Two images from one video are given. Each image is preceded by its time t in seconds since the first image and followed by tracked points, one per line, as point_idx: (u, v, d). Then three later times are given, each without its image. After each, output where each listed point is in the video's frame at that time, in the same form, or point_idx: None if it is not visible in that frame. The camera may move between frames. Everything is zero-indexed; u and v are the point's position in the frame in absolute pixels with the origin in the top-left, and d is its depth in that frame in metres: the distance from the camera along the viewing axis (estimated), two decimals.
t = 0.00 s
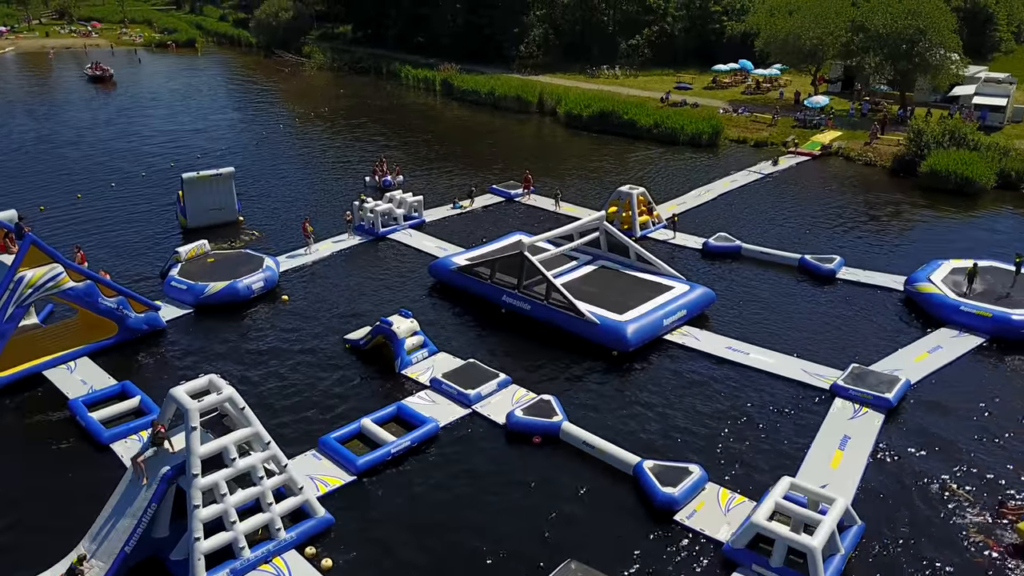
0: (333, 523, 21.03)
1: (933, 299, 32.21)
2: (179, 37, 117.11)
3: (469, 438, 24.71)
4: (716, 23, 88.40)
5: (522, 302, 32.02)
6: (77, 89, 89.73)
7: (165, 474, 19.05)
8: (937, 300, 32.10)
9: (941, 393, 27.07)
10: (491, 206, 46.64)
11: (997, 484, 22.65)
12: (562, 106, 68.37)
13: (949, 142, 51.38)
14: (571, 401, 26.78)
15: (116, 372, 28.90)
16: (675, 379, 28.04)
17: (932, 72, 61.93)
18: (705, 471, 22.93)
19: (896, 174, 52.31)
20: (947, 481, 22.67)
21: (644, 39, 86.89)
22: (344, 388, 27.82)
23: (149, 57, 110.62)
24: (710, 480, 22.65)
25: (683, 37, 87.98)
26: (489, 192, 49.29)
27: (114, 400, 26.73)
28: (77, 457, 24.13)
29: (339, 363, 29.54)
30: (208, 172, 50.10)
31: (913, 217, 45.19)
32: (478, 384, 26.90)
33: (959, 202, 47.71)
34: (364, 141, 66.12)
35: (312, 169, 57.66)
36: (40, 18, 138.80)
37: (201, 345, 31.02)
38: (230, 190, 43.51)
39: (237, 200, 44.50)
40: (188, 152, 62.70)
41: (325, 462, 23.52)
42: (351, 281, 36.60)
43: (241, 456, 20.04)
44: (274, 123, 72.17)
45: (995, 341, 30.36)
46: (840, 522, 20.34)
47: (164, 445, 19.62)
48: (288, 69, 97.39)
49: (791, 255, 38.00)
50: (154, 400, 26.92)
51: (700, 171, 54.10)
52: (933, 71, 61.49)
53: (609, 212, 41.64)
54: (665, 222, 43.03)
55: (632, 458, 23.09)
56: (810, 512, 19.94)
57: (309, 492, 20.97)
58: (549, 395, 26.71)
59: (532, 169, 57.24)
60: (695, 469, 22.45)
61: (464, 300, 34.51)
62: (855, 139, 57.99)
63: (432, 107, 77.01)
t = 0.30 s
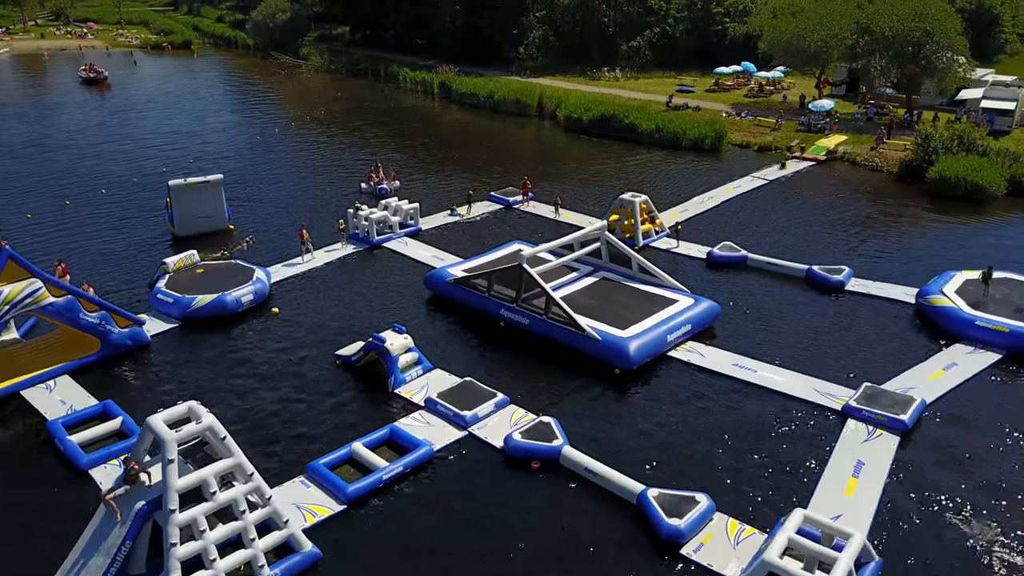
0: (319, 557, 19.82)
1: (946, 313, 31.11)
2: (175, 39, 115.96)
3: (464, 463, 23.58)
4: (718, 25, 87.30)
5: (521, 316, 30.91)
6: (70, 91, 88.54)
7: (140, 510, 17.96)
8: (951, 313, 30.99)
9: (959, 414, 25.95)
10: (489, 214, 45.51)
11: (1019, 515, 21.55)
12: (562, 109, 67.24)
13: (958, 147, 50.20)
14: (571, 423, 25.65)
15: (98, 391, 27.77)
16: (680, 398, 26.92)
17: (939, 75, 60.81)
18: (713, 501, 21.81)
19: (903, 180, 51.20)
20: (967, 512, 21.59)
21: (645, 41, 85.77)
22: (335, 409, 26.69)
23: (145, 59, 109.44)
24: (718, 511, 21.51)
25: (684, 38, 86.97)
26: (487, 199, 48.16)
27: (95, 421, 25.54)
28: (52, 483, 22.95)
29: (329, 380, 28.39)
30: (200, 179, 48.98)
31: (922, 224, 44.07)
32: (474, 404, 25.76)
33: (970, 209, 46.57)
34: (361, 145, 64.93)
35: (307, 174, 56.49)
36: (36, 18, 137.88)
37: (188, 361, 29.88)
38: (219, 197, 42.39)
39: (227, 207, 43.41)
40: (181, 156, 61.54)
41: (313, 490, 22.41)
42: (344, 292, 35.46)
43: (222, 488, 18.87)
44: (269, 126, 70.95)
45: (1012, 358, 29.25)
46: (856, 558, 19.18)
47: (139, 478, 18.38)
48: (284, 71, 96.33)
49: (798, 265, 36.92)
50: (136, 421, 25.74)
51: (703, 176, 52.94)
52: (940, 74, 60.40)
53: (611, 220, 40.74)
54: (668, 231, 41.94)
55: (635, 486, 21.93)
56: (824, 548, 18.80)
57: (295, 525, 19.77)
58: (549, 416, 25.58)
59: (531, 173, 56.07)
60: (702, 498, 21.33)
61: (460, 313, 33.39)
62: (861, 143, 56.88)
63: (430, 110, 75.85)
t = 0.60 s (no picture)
0: None
1: (962, 328, 29.98)
2: (171, 40, 114.83)
3: (459, 491, 22.39)
4: (720, 27, 86.30)
5: (520, 331, 29.75)
6: (63, 93, 87.28)
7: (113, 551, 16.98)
8: (967, 329, 29.86)
9: (978, 437, 24.78)
10: (487, 221, 44.37)
11: None
12: (562, 112, 66.12)
13: (968, 152, 49.08)
14: (572, 446, 24.47)
15: (78, 412, 26.58)
16: (686, 419, 25.77)
17: (946, 77, 59.71)
18: (722, 533, 20.65)
19: (911, 186, 50.07)
20: (990, 546, 20.45)
21: (646, 43, 84.62)
22: (325, 431, 25.51)
23: (141, 60, 108.30)
24: (727, 544, 20.34)
25: (686, 40, 85.92)
26: (486, 206, 47.00)
27: (73, 445, 24.40)
28: (25, 512, 21.79)
29: (319, 400, 27.21)
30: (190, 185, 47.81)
31: (932, 231, 42.95)
32: (471, 426, 24.57)
33: (980, 216, 45.42)
34: (357, 149, 63.77)
35: (302, 179, 55.35)
36: (31, 19, 136.70)
37: (173, 379, 28.69)
38: (206, 205, 41.23)
39: (216, 215, 42.29)
40: (174, 160, 60.36)
41: (300, 520, 21.25)
42: (337, 305, 34.31)
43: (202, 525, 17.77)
44: (264, 130, 69.76)
45: None
46: None
47: (111, 517, 17.62)
48: (281, 73, 95.21)
49: (806, 277, 35.81)
50: (117, 444, 24.60)
51: (707, 182, 51.79)
52: (948, 77, 59.29)
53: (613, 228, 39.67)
54: (671, 240, 40.86)
55: (640, 518, 20.76)
56: None
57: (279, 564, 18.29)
58: (549, 440, 24.41)
59: (530, 178, 54.89)
60: (710, 531, 20.16)
61: (457, 327, 32.23)
62: (867, 148, 55.76)
63: (429, 113, 74.67)
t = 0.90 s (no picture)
0: None
1: (978, 346, 28.79)
2: (167, 41, 113.65)
3: (455, 523, 21.20)
4: (722, 28, 85.13)
5: (520, 348, 28.57)
6: (56, 95, 86.05)
7: None
8: (984, 346, 28.68)
9: (999, 463, 23.58)
10: (485, 229, 43.22)
11: None
12: (562, 116, 64.95)
13: (979, 158, 47.90)
14: (573, 474, 23.28)
15: (58, 436, 25.44)
16: (693, 443, 24.62)
17: (953, 80, 58.53)
18: (732, 571, 19.48)
19: (920, 192, 48.89)
20: None
21: (648, 44, 83.47)
22: (314, 456, 24.31)
23: (136, 61, 107.11)
24: None
25: (688, 42, 84.81)
26: (484, 213, 45.82)
27: (50, 471, 23.24)
28: None
29: (309, 422, 26.02)
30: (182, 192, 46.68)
31: (942, 239, 41.78)
32: (468, 452, 23.38)
33: (992, 223, 44.19)
34: (353, 153, 62.57)
35: (297, 184, 54.17)
36: (26, 20, 135.59)
37: (157, 399, 27.50)
38: (194, 215, 40.77)
39: (206, 225, 41.79)
40: (166, 164, 59.17)
41: (287, 556, 20.10)
42: (330, 319, 33.12)
43: (180, 568, 16.79)
44: (259, 133, 68.57)
45: None
46: None
47: (76, 563, 17.10)
48: (278, 75, 94.06)
49: (815, 288, 34.63)
50: (96, 471, 23.47)
51: (710, 188, 50.60)
52: (956, 80, 58.12)
53: (615, 237, 38.54)
54: (675, 249, 39.73)
55: (646, 555, 19.57)
56: None
57: None
58: (549, 467, 23.24)
59: (530, 184, 53.73)
60: (721, 569, 19.00)
61: (454, 342, 31.04)
62: (874, 153, 54.60)
63: (426, 116, 73.50)
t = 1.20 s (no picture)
0: None
1: (999, 363, 27.58)
2: (164, 42, 112.55)
3: (449, 558, 20.01)
4: (726, 29, 83.55)
5: (520, 366, 27.36)
6: (50, 98, 84.90)
7: None
8: (1004, 363, 27.47)
9: None
10: (484, 237, 41.99)
11: None
12: (563, 120, 63.75)
13: (991, 163, 46.68)
14: (575, 503, 22.10)
15: (35, 461, 24.26)
16: (702, 470, 23.42)
17: (963, 83, 57.26)
18: None
19: (931, 199, 47.68)
20: None
21: (650, 46, 82.35)
22: (303, 483, 23.13)
23: (133, 63, 105.91)
24: None
25: (691, 43, 83.61)
26: (483, 220, 44.63)
27: (23, 501, 22.05)
28: None
29: (298, 445, 24.85)
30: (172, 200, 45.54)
31: (956, 247, 40.56)
32: (464, 480, 22.21)
33: (1007, 231, 42.97)
34: (350, 157, 61.37)
35: (291, 189, 52.92)
36: (22, 20, 134.52)
37: (141, 420, 26.32)
38: (184, 223, 39.80)
39: (196, 234, 40.79)
40: (159, 169, 57.97)
41: None
42: (322, 332, 31.93)
43: None
44: (256, 137, 67.34)
45: None
46: None
47: None
48: (275, 77, 92.91)
49: (826, 301, 33.44)
50: (74, 499, 22.31)
51: (715, 194, 49.41)
52: (966, 83, 56.88)
53: (618, 246, 37.34)
54: (680, 258, 38.49)
55: None
56: None
57: None
58: (551, 496, 22.06)
59: (531, 189, 52.51)
60: None
61: (451, 357, 29.84)
62: (882, 158, 53.38)
63: (425, 119, 72.30)
